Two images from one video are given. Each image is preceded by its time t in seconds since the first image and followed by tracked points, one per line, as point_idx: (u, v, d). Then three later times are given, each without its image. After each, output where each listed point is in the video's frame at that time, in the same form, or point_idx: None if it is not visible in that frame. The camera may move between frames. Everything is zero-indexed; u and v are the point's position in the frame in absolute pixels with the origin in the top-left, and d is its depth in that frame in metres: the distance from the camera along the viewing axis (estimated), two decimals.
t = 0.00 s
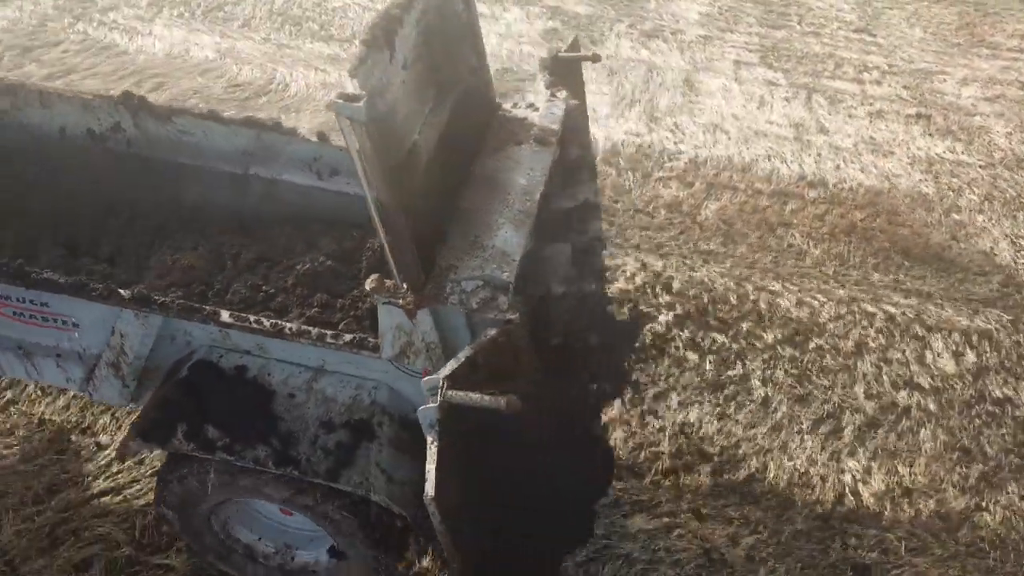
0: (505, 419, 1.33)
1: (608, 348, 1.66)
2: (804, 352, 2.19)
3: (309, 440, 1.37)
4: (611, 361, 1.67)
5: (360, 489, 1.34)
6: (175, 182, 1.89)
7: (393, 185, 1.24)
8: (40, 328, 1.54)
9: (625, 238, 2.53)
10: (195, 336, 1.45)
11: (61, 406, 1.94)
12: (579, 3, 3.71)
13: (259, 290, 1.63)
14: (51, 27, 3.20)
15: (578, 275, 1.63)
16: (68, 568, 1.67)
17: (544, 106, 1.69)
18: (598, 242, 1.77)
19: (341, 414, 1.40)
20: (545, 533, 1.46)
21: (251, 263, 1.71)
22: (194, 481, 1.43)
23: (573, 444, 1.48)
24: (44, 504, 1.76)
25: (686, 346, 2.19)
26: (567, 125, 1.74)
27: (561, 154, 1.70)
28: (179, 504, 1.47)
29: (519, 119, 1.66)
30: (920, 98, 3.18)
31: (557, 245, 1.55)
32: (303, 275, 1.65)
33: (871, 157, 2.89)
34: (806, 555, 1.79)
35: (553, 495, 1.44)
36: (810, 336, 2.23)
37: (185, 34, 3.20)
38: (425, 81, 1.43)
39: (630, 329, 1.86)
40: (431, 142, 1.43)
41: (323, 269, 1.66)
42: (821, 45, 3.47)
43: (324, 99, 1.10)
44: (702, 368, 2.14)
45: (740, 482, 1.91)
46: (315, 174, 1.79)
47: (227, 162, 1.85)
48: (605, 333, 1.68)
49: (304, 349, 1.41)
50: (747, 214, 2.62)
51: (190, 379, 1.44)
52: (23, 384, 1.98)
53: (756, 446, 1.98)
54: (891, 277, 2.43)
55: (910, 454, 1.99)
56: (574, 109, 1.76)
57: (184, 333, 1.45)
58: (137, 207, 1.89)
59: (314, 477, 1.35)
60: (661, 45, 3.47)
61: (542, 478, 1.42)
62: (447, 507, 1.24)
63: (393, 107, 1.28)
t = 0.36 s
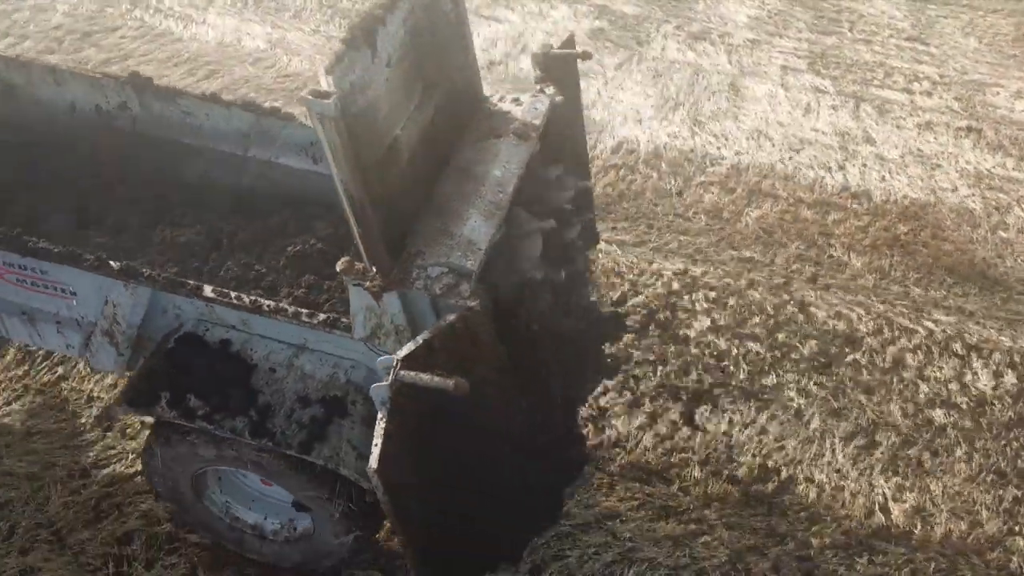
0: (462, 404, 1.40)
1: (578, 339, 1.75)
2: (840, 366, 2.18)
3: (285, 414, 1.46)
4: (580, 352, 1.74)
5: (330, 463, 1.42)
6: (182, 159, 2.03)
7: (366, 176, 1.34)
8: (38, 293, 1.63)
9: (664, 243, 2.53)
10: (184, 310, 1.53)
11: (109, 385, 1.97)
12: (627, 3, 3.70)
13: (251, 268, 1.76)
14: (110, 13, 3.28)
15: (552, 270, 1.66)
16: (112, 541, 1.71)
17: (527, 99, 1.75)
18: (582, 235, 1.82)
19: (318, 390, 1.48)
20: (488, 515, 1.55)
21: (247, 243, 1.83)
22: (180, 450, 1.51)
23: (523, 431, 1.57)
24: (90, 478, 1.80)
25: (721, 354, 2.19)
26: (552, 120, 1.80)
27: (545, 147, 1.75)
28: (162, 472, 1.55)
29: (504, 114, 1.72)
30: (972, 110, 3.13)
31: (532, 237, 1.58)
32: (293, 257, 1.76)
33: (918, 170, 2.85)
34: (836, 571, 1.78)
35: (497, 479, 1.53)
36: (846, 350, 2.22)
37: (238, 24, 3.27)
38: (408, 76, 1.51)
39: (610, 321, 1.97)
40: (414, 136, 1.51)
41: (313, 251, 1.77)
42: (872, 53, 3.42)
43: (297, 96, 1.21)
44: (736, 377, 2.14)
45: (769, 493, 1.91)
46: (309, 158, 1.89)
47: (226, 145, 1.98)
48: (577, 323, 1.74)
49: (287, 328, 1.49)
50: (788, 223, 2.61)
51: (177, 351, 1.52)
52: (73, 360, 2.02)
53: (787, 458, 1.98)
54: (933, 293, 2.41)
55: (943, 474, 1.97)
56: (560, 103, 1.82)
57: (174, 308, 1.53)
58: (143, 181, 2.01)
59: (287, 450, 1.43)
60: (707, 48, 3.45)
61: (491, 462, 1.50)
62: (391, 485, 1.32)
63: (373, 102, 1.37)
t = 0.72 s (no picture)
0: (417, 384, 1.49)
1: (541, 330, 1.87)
2: (875, 382, 2.17)
3: (266, 385, 1.54)
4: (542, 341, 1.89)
5: (306, 435, 1.49)
6: (186, 139, 2.12)
7: (340, 160, 1.45)
8: (45, 259, 1.78)
9: (702, 250, 2.54)
10: (179, 283, 1.64)
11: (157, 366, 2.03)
12: (675, 6, 3.69)
13: (247, 247, 1.82)
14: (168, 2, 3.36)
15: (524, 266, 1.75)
16: (154, 517, 1.75)
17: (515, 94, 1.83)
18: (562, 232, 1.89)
19: (299, 364, 1.57)
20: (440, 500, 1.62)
21: (246, 222, 1.89)
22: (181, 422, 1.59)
23: (476, 419, 1.67)
24: (135, 455, 1.85)
25: (754, 364, 2.20)
26: (540, 118, 1.88)
27: (529, 142, 1.83)
28: (157, 441, 1.64)
29: (491, 105, 1.79)
30: None
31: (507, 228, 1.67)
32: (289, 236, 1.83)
33: (965, 186, 2.81)
34: None
35: (449, 464, 1.61)
36: (882, 366, 2.21)
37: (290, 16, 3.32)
38: (395, 70, 1.61)
39: (586, 314, 2.08)
40: (397, 127, 1.61)
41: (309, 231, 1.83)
42: (924, 64, 3.37)
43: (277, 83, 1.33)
44: (769, 389, 2.14)
45: (797, 506, 1.91)
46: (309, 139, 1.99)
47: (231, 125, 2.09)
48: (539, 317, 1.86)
49: (271, 303, 1.59)
50: (829, 235, 2.60)
51: (171, 321, 1.62)
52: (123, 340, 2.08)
53: (817, 471, 1.97)
54: (975, 313, 2.38)
55: (975, 495, 1.95)
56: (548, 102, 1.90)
57: (169, 280, 1.64)
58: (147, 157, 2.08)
59: (267, 419, 1.51)
60: (755, 53, 3.43)
61: (444, 447, 1.59)
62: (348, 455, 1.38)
63: (354, 93, 1.48)
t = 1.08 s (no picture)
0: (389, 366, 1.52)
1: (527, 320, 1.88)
2: (904, 398, 2.16)
3: (253, 359, 1.62)
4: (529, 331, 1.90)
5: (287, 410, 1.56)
6: (195, 119, 2.23)
7: (324, 145, 1.50)
8: (53, 230, 1.82)
9: (734, 257, 2.53)
10: (173, 258, 1.70)
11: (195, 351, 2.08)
12: (717, 9, 3.68)
13: (246, 227, 1.95)
14: None
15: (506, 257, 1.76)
16: (187, 500, 1.79)
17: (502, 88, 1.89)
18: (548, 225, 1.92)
19: (285, 341, 1.63)
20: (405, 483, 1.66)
21: (246, 202, 2.03)
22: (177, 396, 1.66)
23: (449, 406, 1.69)
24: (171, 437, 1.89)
25: (783, 374, 2.19)
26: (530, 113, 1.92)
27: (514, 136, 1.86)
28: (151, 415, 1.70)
29: (477, 97, 1.87)
30: None
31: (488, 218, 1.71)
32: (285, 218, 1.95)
33: (1007, 202, 2.77)
34: None
35: (417, 447, 1.64)
36: (912, 382, 2.19)
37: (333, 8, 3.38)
38: (385, 61, 1.67)
39: (574, 308, 2.14)
40: (383, 116, 1.67)
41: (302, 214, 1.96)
42: (970, 76, 3.32)
43: (259, 69, 1.40)
44: (796, 399, 2.14)
45: (820, 518, 1.91)
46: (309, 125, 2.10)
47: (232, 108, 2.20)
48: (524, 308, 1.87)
49: (258, 281, 1.65)
50: (864, 247, 2.58)
51: (166, 296, 1.68)
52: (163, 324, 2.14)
53: (841, 484, 1.97)
54: (1011, 332, 2.34)
55: (1002, 516, 1.93)
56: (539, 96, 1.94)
57: (166, 255, 1.70)
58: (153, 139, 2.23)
59: (252, 392, 1.59)
60: (797, 60, 3.40)
61: (413, 430, 1.62)
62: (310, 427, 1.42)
63: (340, 81, 1.54)
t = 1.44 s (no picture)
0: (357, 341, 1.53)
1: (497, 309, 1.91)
2: (926, 414, 2.15)
3: (234, 334, 1.68)
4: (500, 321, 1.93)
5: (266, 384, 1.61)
6: (174, 103, 2.23)
7: (302, 132, 1.50)
8: (52, 203, 1.91)
9: (759, 266, 2.53)
10: (163, 236, 1.78)
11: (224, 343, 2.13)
12: (752, 15, 3.66)
13: (236, 208, 1.94)
14: None
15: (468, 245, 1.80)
16: (215, 489, 1.83)
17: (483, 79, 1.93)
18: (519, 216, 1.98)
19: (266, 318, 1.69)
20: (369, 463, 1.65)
21: (239, 185, 2.03)
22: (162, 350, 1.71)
23: (416, 388, 1.70)
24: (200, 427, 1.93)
25: (805, 387, 2.19)
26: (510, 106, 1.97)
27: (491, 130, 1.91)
28: (137, 368, 1.76)
29: (458, 88, 1.89)
30: None
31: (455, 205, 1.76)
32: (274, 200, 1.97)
33: None
34: None
35: (380, 427, 1.64)
36: (935, 399, 2.18)
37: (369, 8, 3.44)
38: (369, 49, 1.66)
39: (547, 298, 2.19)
40: (366, 104, 1.67)
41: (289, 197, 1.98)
42: (1006, 90, 3.29)
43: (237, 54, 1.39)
44: (817, 412, 2.14)
45: (837, 532, 1.91)
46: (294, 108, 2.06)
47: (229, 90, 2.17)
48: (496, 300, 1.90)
49: (242, 258, 1.71)
50: (891, 261, 2.57)
51: (158, 269, 1.75)
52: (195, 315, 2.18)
53: (860, 499, 1.97)
54: None
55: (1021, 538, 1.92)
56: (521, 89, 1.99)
57: (156, 231, 1.78)
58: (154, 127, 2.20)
59: (231, 365, 1.65)
60: (830, 69, 3.39)
61: (378, 409, 1.62)
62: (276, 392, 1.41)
63: (322, 68, 1.53)
